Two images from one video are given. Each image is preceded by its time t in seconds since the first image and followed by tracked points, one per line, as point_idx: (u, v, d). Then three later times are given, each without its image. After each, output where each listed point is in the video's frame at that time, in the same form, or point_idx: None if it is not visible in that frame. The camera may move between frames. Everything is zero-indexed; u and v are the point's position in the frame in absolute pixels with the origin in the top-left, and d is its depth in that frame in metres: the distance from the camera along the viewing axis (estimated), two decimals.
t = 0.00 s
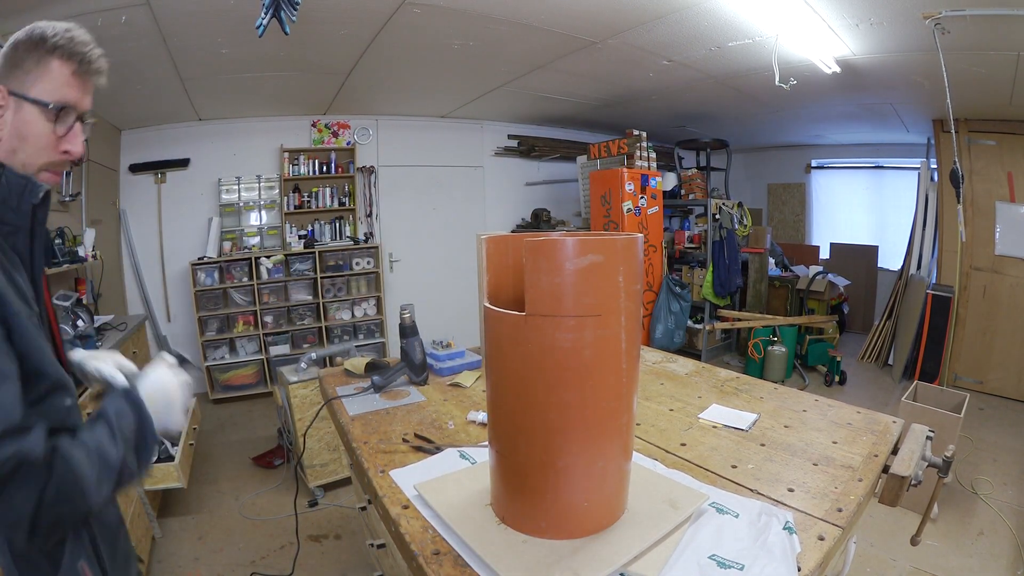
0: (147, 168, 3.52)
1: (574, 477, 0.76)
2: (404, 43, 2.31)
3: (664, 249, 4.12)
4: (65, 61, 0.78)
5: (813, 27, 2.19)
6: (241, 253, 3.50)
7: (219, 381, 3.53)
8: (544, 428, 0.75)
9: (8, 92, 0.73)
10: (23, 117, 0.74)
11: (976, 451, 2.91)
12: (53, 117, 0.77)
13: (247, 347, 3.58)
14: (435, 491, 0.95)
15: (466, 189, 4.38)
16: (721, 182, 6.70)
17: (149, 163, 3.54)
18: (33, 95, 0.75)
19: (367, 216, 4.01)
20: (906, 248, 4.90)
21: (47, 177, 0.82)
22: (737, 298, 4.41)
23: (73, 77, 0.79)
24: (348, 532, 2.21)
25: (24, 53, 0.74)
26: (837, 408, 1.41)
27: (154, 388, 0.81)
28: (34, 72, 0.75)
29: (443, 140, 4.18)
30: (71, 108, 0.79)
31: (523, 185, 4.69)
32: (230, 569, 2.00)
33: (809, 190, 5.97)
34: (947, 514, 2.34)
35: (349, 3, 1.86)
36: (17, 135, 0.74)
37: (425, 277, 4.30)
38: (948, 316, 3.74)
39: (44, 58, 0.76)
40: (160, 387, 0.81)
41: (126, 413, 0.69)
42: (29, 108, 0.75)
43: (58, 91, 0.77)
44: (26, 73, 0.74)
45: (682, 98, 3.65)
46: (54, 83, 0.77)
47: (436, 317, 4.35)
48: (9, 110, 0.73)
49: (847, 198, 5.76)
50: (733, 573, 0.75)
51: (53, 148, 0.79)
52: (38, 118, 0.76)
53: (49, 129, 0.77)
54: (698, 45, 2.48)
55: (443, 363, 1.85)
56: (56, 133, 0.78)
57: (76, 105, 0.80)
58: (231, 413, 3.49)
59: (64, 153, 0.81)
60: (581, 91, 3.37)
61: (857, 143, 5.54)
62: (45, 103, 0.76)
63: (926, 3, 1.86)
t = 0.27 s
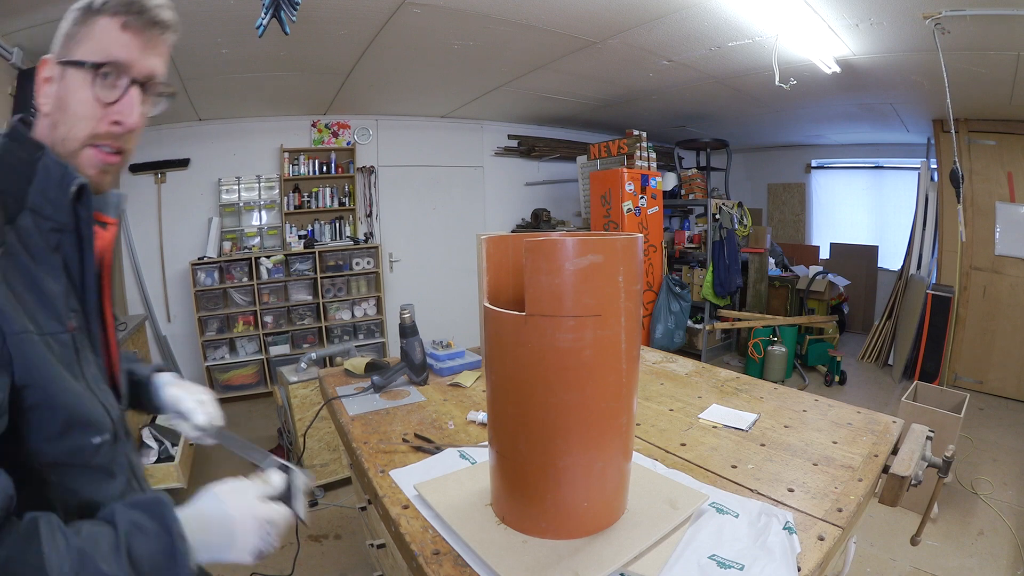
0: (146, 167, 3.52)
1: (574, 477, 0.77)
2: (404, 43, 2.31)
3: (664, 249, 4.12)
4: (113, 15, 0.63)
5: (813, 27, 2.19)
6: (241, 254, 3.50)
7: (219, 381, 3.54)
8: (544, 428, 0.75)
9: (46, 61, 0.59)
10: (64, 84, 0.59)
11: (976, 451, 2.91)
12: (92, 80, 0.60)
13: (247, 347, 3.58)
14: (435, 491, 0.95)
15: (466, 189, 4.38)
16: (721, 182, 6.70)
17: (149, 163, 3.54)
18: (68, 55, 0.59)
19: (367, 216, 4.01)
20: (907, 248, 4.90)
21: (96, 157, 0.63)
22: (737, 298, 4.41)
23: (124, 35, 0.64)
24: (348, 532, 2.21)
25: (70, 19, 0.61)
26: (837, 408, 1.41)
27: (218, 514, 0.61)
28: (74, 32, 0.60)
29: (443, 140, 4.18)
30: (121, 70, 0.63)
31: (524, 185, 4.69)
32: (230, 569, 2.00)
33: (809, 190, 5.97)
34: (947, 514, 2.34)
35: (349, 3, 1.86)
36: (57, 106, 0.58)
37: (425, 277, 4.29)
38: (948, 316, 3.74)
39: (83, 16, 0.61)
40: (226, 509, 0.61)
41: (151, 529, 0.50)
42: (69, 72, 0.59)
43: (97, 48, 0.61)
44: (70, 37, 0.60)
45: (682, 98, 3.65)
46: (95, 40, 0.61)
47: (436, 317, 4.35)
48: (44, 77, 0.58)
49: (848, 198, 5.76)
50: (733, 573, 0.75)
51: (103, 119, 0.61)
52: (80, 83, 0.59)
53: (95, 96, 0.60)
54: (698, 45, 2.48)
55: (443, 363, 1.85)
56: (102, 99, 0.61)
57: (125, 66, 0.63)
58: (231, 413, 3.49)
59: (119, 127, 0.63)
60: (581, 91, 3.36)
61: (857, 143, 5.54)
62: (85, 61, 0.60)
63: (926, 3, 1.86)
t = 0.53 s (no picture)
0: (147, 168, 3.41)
1: (574, 476, 0.77)
2: (404, 43, 2.31)
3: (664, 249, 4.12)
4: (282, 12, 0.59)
5: (812, 27, 2.19)
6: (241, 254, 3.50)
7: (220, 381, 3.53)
8: (544, 428, 0.76)
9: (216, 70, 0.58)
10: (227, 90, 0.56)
11: (976, 451, 2.91)
12: (254, 80, 0.56)
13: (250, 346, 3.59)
14: (435, 491, 0.95)
15: (466, 189, 4.38)
16: (721, 182, 6.70)
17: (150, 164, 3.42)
18: (235, 61, 0.57)
19: (367, 216, 4.01)
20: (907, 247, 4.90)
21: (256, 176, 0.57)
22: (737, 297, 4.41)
23: (304, 31, 0.59)
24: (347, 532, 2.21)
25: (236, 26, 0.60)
26: (838, 408, 1.41)
27: None
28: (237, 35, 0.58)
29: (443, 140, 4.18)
30: (291, 66, 0.58)
31: (523, 185, 4.69)
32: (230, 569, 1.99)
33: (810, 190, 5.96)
34: (947, 514, 2.34)
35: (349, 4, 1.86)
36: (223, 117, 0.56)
37: (425, 277, 4.29)
38: (948, 315, 3.74)
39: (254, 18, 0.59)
40: None
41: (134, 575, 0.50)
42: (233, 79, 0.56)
43: (253, 45, 0.57)
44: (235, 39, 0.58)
45: (683, 98, 3.65)
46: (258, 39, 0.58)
47: (436, 317, 4.35)
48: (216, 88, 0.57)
49: (847, 198, 5.77)
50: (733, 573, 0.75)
51: (266, 127, 0.56)
52: (248, 87, 0.56)
53: (259, 100, 0.56)
54: (698, 45, 2.48)
55: (443, 363, 1.85)
56: (264, 103, 0.56)
57: (298, 63, 0.58)
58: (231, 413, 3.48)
59: (289, 134, 0.57)
60: (581, 91, 3.36)
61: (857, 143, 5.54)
62: (252, 64, 0.56)
63: (926, 3, 1.86)
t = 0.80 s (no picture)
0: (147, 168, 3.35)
1: (573, 477, 0.77)
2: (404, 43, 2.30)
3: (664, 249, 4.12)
4: (392, 30, 0.73)
5: (813, 27, 2.19)
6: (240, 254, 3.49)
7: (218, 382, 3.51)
8: (544, 427, 0.76)
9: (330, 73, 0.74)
10: (332, 93, 0.72)
11: (976, 451, 2.90)
12: (357, 90, 0.71)
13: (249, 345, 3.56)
14: (435, 491, 0.95)
15: (466, 189, 4.38)
16: (721, 182, 6.70)
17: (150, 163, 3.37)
18: (346, 69, 0.72)
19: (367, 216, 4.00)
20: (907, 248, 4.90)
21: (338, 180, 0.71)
22: (737, 298, 4.41)
23: (409, 45, 0.73)
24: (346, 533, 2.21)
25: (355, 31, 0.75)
26: (837, 408, 1.41)
27: None
28: (354, 49, 0.74)
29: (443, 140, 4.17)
30: (391, 80, 0.72)
31: (523, 185, 4.69)
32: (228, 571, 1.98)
33: (810, 190, 5.96)
34: (946, 514, 2.34)
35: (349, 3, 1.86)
36: (323, 120, 0.71)
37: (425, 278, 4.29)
38: (948, 315, 3.74)
39: (374, 32, 0.74)
40: None
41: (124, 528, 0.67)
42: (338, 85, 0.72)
43: (365, 62, 0.72)
44: (352, 52, 0.74)
45: (683, 98, 3.65)
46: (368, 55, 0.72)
47: (436, 317, 4.35)
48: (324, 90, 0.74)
49: (848, 198, 5.77)
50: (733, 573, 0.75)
51: (357, 137, 0.70)
52: (350, 96, 0.71)
53: (357, 111, 0.71)
54: (698, 45, 2.49)
55: (443, 363, 1.85)
56: (359, 115, 0.70)
57: (392, 77, 0.72)
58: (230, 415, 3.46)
59: (375, 150, 0.71)
60: (581, 91, 3.36)
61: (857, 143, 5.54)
62: (359, 74, 0.71)
63: (926, 3, 1.86)
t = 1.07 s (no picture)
0: (147, 167, 3.35)
1: (573, 477, 0.77)
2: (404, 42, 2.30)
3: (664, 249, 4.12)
4: (398, 62, 0.71)
5: (813, 27, 2.19)
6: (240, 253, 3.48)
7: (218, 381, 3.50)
8: (544, 427, 0.76)
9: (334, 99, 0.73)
10: (334, 122, 0.71)
11: (976, 452, 2.90)
12: (358, 122, 0.70)
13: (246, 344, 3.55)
14: (435, 491, 0.95)
15: (466, 189, 4.38)
16: (721, 182, 6.70)
17: (150, 163, 3.37)
18: (348, 98, 0.71)
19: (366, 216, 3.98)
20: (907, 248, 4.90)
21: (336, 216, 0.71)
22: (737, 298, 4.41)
23: (412, 79, 0.71)
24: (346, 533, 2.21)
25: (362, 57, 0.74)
26: (837, 408, 1.41)
27: (245, 544, 0.70)
28: (359, 75, 0.73)
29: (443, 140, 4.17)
30: (391, 115, 0.71)
31: (523, 185, 4.69)
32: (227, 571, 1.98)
33: (810, 190, 5.96)
34: (946, 514, 2.34)
35: (349, 3, 1.86)
36: (324, 151, 0.71)
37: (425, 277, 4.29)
38: (948, 316, 3.75)
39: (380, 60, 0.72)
40: (252, 552, 0.70)
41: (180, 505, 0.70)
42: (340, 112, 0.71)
43: (369, 94, 0.71)
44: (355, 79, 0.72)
45: (683, 98, 3.65)
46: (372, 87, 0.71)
47: (436, 317, 4.35)
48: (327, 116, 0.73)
49: (848, 198, 5.77)
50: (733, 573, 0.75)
51: (354, 176, 0.70)
52: (349, 130, 0.70)
53: (357, 147, 0.70)
54: (698, 45, 2.48)
55: (443, 363, 1.85)
56: (358, 152, 0.70)
57: (393, 112, 0.71)
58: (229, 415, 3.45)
59: (371, 190, 0.71)
60: (581, 91, 3.36)
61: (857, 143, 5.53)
62: (361, 107, 0.70)
63: (926, 3, 1.86)
